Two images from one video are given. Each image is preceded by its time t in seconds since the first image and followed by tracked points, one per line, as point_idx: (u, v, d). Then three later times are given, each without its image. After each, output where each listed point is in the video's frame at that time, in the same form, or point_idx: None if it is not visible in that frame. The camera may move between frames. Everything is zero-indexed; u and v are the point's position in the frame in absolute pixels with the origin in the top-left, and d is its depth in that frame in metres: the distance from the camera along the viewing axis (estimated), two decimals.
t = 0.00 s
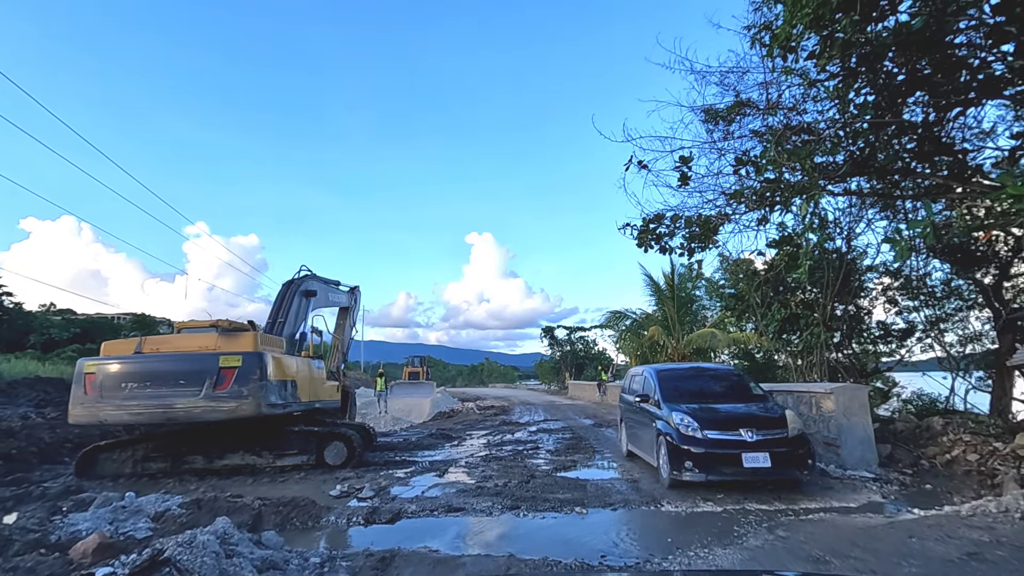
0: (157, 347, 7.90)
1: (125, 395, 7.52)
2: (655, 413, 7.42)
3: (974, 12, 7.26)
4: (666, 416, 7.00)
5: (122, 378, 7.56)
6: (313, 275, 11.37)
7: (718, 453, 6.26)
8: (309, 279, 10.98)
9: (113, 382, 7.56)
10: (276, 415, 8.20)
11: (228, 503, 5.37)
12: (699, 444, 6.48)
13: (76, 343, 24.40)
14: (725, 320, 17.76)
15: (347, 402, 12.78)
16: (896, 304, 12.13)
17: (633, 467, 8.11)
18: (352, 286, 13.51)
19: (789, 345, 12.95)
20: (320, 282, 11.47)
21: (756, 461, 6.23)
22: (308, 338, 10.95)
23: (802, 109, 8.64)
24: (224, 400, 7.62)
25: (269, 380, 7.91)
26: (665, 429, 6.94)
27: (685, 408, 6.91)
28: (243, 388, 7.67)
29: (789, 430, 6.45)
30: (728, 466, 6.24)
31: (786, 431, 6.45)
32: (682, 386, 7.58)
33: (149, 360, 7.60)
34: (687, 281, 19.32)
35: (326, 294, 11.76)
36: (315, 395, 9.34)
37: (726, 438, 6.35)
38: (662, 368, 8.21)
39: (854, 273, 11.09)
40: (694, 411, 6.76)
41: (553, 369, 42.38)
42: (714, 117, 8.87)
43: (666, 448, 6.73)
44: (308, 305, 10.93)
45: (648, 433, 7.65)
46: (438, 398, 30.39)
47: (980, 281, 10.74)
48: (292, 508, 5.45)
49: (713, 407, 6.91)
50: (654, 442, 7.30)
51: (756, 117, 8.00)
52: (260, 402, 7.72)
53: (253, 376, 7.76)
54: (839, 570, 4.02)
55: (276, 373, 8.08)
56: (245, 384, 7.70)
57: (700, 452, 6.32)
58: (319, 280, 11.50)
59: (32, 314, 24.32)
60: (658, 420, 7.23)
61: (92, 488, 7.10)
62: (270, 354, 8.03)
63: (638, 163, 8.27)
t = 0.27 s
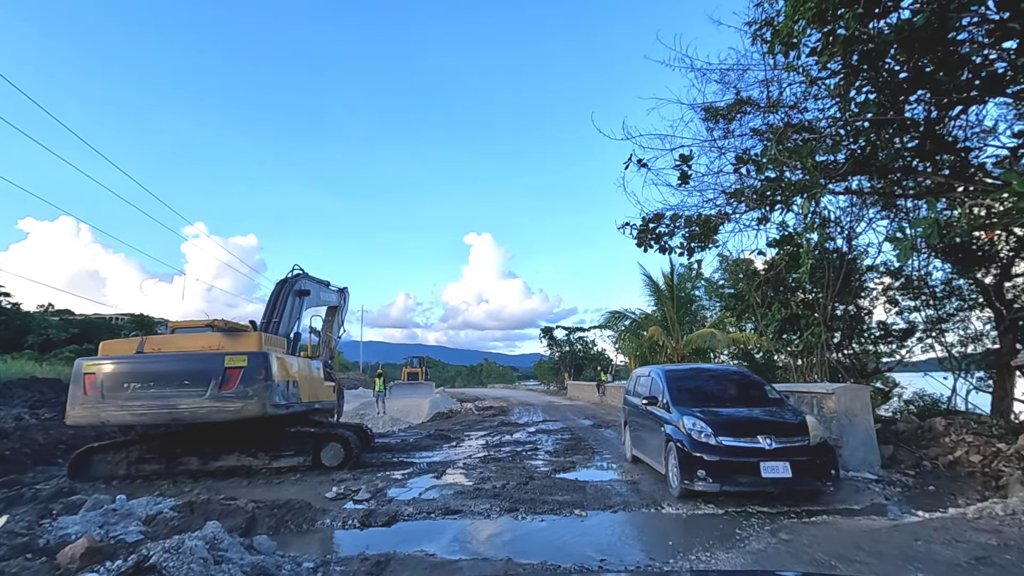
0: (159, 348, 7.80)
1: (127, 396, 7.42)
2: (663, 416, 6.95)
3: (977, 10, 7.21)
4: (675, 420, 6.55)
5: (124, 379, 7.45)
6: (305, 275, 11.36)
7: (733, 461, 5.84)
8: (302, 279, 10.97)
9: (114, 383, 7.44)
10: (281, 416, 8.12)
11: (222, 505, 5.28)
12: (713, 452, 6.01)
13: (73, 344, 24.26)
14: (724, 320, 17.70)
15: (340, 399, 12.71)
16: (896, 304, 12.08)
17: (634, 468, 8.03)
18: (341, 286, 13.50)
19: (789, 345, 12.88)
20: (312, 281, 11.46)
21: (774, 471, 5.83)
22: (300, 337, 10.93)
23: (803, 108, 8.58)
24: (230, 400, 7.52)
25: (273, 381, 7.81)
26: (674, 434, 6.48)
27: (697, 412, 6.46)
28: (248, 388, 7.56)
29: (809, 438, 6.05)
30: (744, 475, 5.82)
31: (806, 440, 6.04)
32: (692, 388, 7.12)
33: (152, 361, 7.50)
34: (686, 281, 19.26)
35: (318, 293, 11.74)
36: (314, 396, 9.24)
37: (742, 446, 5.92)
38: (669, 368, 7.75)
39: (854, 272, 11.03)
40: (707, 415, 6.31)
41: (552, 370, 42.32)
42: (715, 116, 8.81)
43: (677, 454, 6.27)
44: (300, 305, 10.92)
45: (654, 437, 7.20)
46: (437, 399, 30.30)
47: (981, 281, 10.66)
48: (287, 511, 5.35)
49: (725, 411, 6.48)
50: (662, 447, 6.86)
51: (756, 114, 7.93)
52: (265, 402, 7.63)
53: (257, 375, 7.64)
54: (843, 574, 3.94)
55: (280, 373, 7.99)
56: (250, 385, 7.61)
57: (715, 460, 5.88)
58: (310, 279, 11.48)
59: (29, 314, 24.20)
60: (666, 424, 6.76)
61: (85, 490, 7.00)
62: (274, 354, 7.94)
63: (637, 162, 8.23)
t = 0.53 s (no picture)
0: (153, 347, 7.66)
1: (122, 396, 7.29)
2: (673, 423, 6.26)
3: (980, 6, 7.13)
4: (688, 429, 5.84)
5: (118, 379, 7.33)
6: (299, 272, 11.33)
7: (756, 481, 5.11)
8: (297, 276, 10.89)
9: (107, 384, 7.32)
10: (279, 417, 8.00)
11: (213, 509, 5.17)
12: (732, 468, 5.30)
13: (70, 344, 24.10)
14: (723, 320, 17.61)
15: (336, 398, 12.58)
16: (897, 304, 12.00)
17: (634, 469, 7.92)
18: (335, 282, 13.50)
19: (790, 345, 12.79)
20: (306, 278, 11.37)
21: (803, 493, 5.10)
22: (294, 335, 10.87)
23: (804, 105, 8.49)
24: (229, 401, 7.40)
25: (272, 381, 7.70)
26: (686, 444, 5.78)
27: (713, 422, 5.75)
28: (246, 389, 7.45)
29: (841, 455, 5.33)
30: (768, 497, 5.09)
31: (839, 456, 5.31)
32: (706, 393, 6.41)
33: (147, 361, 7.37)
34: (685, 281, 19.18)
35: (312, 290, 11.67)
36: (311, 397, 9.12)
37: (767, 463, 5.19)
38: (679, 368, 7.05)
39: (855, 271, 10.94)
40: (726, 425, 5.59)
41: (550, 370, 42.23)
42: (715, 113, 8.72)
43: (690, 469, 5.56)
44: (295, 302, 10.84)
45: (661, 445, 6.53)
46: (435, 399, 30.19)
47: (982, 280, 10.56)
48: (280, 514, 5.24)
49: (746, 421, 5.76)
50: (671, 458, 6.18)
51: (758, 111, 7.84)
52: (264, 403, 7.52)
53: (255, 377, 7.53)
54: None
55: (278, 373, 7.88)
56: (249, 385, 7.49)
57: (735, 479, 5.16)
58: (304, 276, 11.40)
59: (26, 314, 24.07)
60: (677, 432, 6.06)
61: (75, 492, 6.88)
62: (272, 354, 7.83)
63: (637, 160, 8.13)
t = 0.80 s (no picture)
0: (147, 347, 7.58)
1: (115, 397, 7.21)
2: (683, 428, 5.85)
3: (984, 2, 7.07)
4: (701, 437, 5.41)
5: (111, 380, 7.25)
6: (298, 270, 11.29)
7: (779, 495, 4.66)
8: (295, 275, 10.84)
9: (100, 384, 7.24)
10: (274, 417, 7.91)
11: (207, 511, 5.09)
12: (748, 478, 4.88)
13: (68, 344, 23.99)
14: (724, 320, 17.56)
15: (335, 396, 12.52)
16: (898, 303, 11.94)
17: (634, 470, 7.85)
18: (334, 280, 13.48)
19: (790, 344, 12.73)
20: (304, 276, 11.33)
21: (832, 508, 4.65)
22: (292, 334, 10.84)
23: (805, 102, 8.42)
24: (224, 402, 7.33)
25: (268, 381, 7.61)
26: (699, 453, 5.35)
27: (727, 427, 5.32)
28: (241, 389, 7.37)
29: (873, 463, 4.88)
30: (793, 513, 4.64)
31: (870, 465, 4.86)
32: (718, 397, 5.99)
33: (141, 361, 7.29)
34: (685, 280, 19.13)
35: (310, 287, 11.63)
36: (309, 397, 9.05)
37: (790, 474, 4.75)
38: (689, 369, 6.62)
39: (856, 271, 10.88)
40: (742, 432, 5.16)
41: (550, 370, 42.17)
42: (716, 110, 8.65)
43: (704, 480, 5.12)
44: (293, 301, 10.80)
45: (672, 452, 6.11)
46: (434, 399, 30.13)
47: (984, 280, 10.48)
48: (275, 516, 5.15)
49: (763, 426, 5.33)
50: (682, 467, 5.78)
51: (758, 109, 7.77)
52: (260, 403, 7.44)
53: (250, 377, 7.44)
54: None
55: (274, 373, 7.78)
56: (244, 386, 7.41)
57: (755, 494, 4.71)
58: (303, 273, 11.35)
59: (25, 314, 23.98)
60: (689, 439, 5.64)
61: (69, 494, 6.80)
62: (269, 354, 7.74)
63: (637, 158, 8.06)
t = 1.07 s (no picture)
0: (142, 347, 7.50)
1: (109, 398, 7.12)
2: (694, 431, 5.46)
3: None
4: (714, 439, 5.02)
5: (105, 380, 7.15)
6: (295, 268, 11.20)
7: (809, 503, 4.27)
8: (293, 273, 10.77)
9: (93, 385, 7.15)
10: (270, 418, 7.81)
11: (201, 514, 5.00)
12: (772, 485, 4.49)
13: (68, 345, 23.90)
14: (725, 320, 17.49)
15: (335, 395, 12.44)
16: (901, 303, 11.86)
17: (636, 471, 7.75)
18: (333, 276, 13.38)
19: (792, 345, 12.65)
20: (302, 273, 11.26)
21: (873, 515, 4.25)
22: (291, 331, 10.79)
23: (808, 100, 8.34)
24: (219, 402, 7.24)
25: (263, 382, 7.51)
26: (712, 458, 4.96)
27: (744, 428, 4.94)
28: (236, 390, 7.28)
29: (913, 463, 4.50)
30: (825, 523, 4.24)
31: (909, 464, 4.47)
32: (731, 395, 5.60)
33: (136, 361, 7.20)
34: (686, 280, 19.05)
35: (309, 285, 11.57)
36: (306, 397, 8.95)
37: (821, 479, 4.35)
38: (697, 368, 6.25)
39: (858, 271, 10.79)
40: (760, 433, 4.78)
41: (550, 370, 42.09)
42: (718, 108, 8.56)
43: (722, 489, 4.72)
44: (290, 299, 10.74)
45: (681, 456, 5.74)
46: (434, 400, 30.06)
47: (988, 280, 10.40)
48: (271, 519, 5.06)
49: (782, 425, 4.96)
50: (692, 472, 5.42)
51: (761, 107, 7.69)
52: (255, 404, 7.34)
53: (246, 377, 7.34)
54: None
55: (269, 374, 7.68)
56: (239, 386, 7.31)
57: (782, 502, 4.32)
58: (301, 271, 11.28)
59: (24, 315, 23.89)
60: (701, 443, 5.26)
61: (62, 497, 6.70)
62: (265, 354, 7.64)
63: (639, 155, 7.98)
